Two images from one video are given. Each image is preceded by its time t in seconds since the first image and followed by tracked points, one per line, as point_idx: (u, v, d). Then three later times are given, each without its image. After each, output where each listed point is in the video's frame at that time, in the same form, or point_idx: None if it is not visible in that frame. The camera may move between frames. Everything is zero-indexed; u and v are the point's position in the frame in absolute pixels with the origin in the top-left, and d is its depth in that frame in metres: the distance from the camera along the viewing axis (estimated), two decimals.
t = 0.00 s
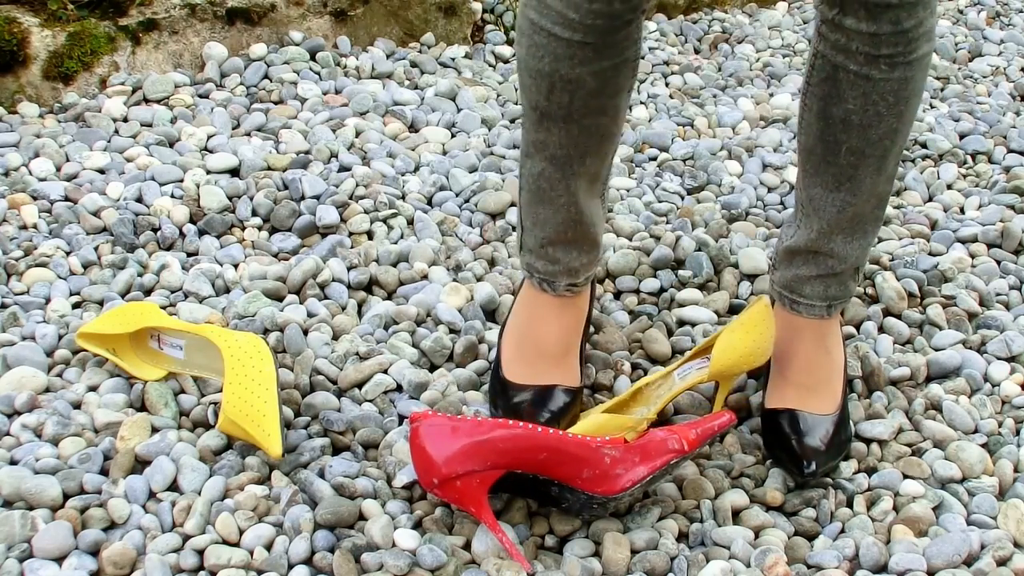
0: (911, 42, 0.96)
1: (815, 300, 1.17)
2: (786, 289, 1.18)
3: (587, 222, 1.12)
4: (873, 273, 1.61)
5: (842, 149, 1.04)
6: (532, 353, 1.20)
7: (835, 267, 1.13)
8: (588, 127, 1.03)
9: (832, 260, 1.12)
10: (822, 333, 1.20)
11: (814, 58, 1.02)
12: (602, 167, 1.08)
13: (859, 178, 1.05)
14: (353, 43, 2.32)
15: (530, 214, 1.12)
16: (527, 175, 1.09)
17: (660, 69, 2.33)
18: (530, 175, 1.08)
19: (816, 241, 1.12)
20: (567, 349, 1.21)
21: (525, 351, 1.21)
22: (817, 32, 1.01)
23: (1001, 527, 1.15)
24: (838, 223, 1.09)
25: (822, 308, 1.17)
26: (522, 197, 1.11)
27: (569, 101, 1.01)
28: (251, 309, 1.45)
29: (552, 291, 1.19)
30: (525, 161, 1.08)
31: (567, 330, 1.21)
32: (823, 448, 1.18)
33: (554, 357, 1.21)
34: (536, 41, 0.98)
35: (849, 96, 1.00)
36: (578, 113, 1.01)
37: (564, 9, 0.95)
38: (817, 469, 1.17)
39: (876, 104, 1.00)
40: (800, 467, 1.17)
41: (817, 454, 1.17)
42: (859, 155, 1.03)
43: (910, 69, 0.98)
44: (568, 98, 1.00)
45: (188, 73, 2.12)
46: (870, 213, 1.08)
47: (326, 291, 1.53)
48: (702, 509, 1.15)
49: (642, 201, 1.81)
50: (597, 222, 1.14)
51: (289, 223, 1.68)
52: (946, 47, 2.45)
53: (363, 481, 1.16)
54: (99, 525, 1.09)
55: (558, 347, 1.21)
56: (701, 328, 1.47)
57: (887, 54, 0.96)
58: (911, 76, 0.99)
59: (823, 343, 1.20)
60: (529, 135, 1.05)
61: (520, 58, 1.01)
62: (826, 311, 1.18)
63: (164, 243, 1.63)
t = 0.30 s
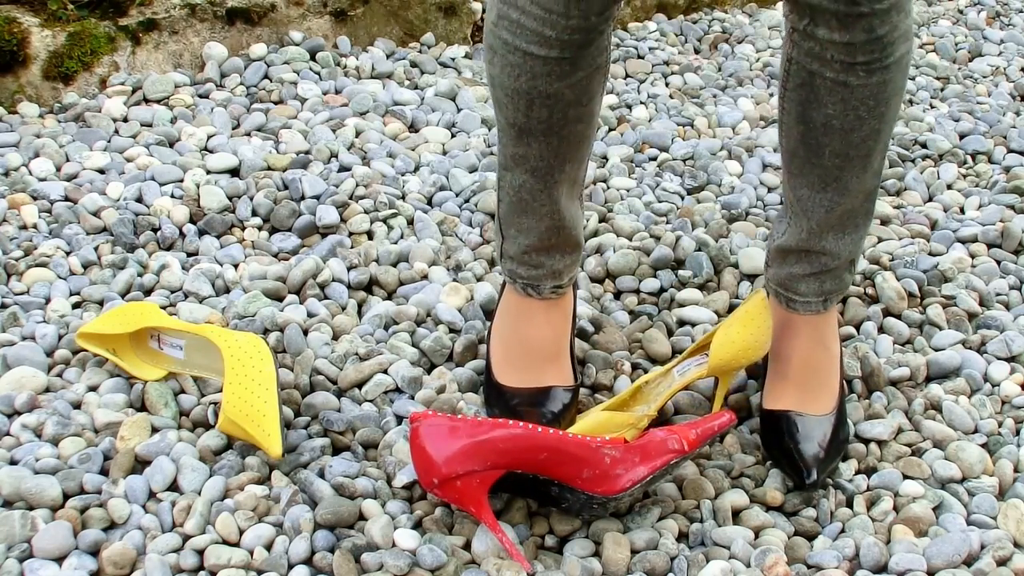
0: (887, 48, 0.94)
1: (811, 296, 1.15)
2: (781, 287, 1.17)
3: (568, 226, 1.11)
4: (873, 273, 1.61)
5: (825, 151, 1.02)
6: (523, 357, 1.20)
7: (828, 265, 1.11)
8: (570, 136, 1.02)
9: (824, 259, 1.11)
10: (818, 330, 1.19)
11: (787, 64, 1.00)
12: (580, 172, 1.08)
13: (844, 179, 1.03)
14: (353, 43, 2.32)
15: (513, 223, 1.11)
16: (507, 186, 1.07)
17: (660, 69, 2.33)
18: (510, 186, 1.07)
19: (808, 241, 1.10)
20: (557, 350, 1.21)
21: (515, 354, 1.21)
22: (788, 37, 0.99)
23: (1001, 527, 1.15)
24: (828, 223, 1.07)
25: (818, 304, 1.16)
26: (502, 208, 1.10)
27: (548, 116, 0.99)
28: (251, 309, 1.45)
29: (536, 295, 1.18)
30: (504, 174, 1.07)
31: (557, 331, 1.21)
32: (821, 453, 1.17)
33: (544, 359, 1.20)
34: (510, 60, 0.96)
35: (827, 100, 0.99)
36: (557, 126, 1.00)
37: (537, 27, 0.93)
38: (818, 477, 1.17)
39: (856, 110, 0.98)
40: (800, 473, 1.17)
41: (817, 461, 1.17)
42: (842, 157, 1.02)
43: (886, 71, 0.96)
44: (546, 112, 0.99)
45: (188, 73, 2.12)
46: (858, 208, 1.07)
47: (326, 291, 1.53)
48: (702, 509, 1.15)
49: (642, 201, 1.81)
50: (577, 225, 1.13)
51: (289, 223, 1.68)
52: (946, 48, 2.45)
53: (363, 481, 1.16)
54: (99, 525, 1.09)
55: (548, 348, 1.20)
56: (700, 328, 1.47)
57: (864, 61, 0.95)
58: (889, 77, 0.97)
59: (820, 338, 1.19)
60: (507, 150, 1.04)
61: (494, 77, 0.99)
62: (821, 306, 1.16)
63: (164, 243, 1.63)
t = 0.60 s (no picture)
0: None
1: (748, 182, 1.10)
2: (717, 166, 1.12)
3: (554, 223, 1.11)
4: (873, 273, 1.61)
5: (806, 63, 0.94)
6: (516, 360, 1.21)
7: (770, 160, 1.07)
8: (556, 127, 1.01)
9: (775, 159, 1.06)
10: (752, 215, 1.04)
11: None
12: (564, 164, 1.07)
13: (819, 95, 0.97)
14: (353, 43, 2.32)
15: (499, 221, 1.10)
16: (492, 181, 1.07)
17: (660, 69, 2.33)
18: (495, 181, 1.07)
19: (761, 142, 1.04)
20: (550, 351, 1.22)
21: (509, 359, 1.21)
22: None
23: (1001, 527, 1.15)
24: (786, 129, 1.02)
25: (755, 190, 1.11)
26: (489, 205, 1.10)
27: (536, 105, 0.98)
28: (251, 309, 1.45)
29: (524, 296, 1.18)
30: (489, 168, 1.06)
31: (545, 333, 1.21)
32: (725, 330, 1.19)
33: (537, 361, 1.21)
34: (498, 48, 0.95)
35: (824, 21, 0.90)
36: (544, 114, 0.99)
37: (526, 14, 0.92)
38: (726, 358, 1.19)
39: (856, 37, 0.91)
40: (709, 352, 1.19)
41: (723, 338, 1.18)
42: (822, 74, 0.95)
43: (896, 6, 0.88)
44: (534, 99, 0.98)
45: (188, 73, 2.12)
46: (816, 121, 1.02)
47: (326, 291, 1.53)
48: (702, 509, 1.15)
49: (642, 201, 1.81)
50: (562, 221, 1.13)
51: (289, 223, 1.68)
52: (946, 48, 2.45)
53: (363, 481, 1.16)
54: (99, 525, 1.09)
55: (540, 351, 1.21)
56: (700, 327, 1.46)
57: None
58: (892, 17, 0.90)
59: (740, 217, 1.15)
60: (493, 142, 1.03)
61: (480, 66, 0.98)
62: (757, 192, 1.12)
63: (164, 243, 1.63)
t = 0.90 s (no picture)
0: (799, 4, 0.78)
1: (641, 215, 1.01)
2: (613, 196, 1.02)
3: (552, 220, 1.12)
4: (873, 273, 1.61)
5: (699, 88, 0.86)
6: (514, 358, 1.20)
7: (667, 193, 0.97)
8: (553, 123, 1.01)
9: (670, 191, 0.96)
10: (641, 251, 1.05)
11: None
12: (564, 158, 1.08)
13: (713, 125, 0.88)
14: (353, 43, 2.32)
15: (498, 219, 1.11)
16: (491, 178, 1.07)
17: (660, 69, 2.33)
18: (494, 178, 1.07)
19: (658, 168, 0.94)
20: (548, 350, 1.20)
21: (507, 357, 1.20)
22: None
23: (1001, 527, 1.15)
24: (680, 157, 0.92)
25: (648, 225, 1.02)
26: (489, 202, 1.10)
27: (533, 99, 0.98)
28: (251, 309, 1.45)
29: (524, 296, 1.18)
30: (488, 164, 1.07)
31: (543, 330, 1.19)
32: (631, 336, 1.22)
33: (535, 359, 1.19)
34: (495, 43, 0.95)
35: (716, 38, 0.82)
36: (541, 108, 0.99)
37: (521, 7, 0.92)
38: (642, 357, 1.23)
39: (748, 57, 0.82)
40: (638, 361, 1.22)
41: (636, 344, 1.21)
42: (718, 102, 0.86)
43: (790, 28, 0.80)
44: (529, 94, 0.98)
45: (188, 73, 2.12)
46: (717, 150, 0.92)
47: (326, 291, 1.53)
48: (702, 509, 1.15)
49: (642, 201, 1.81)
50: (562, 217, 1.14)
51: (289, 223, 1.68)
52: (946, 48, 2.45)
53: (363, 481, 1.16)
54: (99, 525, 1.09)
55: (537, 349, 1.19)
56: (701, 327, 1.46)
57: (771, 8, 0.78)
58: (792, 35, 0.81)
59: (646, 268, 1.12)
60: (491, 137, 1.03)
61: (478, 62, 0.98)
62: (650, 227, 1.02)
63: (164, 243, 1.63)
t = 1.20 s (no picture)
0: (741, 25, 0.85)
1: (658, 259, 1.07)
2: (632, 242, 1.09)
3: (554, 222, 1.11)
4: (873, 273, 1.61)
5: (681, 123, 0.93)
6: (518, 358, 1.20)
7: (677, 236, 1.03)
8: (555, 125, 1.02)
9: (675, 228, 1.03)
10: (660, 296, 1.11)
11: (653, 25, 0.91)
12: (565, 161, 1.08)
13: (700, 158, 0.94)
14: (353, 43, 2.32)
15: (502, 220, 1.10)
16: (493, 179, 1.07)
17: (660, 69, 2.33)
18: (496, 179, 1.07)
19: (660, 211, 1.01)
20: (552, 350, 1.21)
21: (510, 356, 1.21)
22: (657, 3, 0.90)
23: (1001, 527, 1.15)
24: (678, 195, 0.98)
25: (666, 270, 1.08)
26: (491, 204, 1.10)
27: (534, 102, 0.99)
28: (251, 309, 1.45)
29: (528, 296, 1.18)
30: (490, 166, 1.06)
31: (549, 332, 1.20)
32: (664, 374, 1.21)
33: (539, 360, 1.20)
34: (495, 45, 0.96)
35: (683, 72, 0.90)
36: (542, 111, 0.99)
37: (522, 10, 0.93)
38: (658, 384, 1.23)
39: (708, 86, 0.89)
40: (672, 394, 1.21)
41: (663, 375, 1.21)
42: (699, 136, 0.93)
43: (745, 50, 0.87)
44: (530, 97, 0.98)
45: (188, 73, 2.12)
46: (713, 187, 0.97)
47: (326, 291, 1.53)
48: (702, 509, 1.15)
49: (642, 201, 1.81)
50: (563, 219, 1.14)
51: (289, 223, 1.68)
52: (946, 48, 2.45)
53: (363, 481, 1.16)
54: (99, 525, 1.09)
55: (543, 350, 1.20)
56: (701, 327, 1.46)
57: (715, 32, 0.86)
58: (745, 60, 0.87)
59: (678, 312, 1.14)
60: (492, 140, 1.03)
61: (479, 65, 0.98)
62: (667, 271, 1.08)
63: (164, 243, 1.63)
